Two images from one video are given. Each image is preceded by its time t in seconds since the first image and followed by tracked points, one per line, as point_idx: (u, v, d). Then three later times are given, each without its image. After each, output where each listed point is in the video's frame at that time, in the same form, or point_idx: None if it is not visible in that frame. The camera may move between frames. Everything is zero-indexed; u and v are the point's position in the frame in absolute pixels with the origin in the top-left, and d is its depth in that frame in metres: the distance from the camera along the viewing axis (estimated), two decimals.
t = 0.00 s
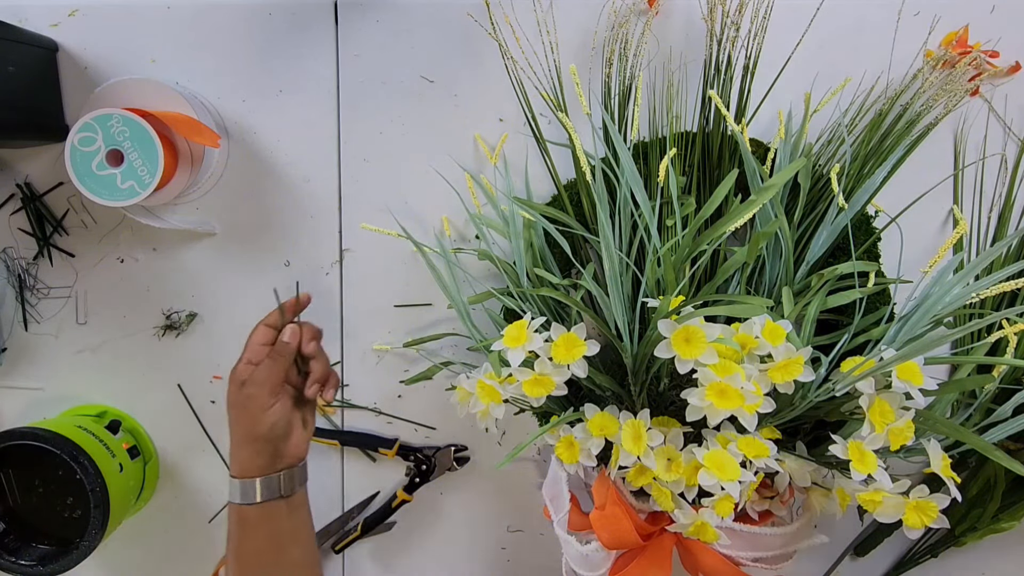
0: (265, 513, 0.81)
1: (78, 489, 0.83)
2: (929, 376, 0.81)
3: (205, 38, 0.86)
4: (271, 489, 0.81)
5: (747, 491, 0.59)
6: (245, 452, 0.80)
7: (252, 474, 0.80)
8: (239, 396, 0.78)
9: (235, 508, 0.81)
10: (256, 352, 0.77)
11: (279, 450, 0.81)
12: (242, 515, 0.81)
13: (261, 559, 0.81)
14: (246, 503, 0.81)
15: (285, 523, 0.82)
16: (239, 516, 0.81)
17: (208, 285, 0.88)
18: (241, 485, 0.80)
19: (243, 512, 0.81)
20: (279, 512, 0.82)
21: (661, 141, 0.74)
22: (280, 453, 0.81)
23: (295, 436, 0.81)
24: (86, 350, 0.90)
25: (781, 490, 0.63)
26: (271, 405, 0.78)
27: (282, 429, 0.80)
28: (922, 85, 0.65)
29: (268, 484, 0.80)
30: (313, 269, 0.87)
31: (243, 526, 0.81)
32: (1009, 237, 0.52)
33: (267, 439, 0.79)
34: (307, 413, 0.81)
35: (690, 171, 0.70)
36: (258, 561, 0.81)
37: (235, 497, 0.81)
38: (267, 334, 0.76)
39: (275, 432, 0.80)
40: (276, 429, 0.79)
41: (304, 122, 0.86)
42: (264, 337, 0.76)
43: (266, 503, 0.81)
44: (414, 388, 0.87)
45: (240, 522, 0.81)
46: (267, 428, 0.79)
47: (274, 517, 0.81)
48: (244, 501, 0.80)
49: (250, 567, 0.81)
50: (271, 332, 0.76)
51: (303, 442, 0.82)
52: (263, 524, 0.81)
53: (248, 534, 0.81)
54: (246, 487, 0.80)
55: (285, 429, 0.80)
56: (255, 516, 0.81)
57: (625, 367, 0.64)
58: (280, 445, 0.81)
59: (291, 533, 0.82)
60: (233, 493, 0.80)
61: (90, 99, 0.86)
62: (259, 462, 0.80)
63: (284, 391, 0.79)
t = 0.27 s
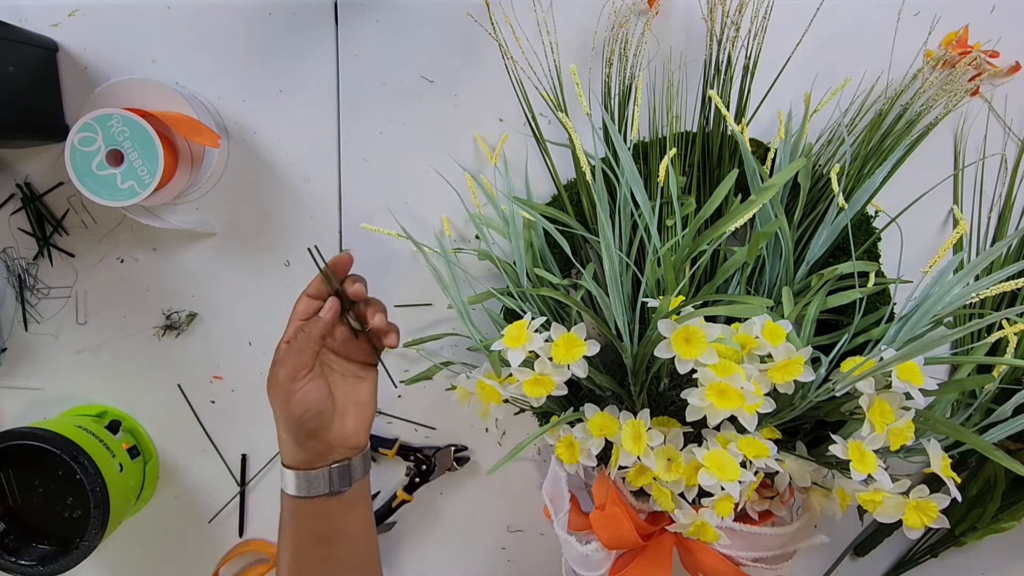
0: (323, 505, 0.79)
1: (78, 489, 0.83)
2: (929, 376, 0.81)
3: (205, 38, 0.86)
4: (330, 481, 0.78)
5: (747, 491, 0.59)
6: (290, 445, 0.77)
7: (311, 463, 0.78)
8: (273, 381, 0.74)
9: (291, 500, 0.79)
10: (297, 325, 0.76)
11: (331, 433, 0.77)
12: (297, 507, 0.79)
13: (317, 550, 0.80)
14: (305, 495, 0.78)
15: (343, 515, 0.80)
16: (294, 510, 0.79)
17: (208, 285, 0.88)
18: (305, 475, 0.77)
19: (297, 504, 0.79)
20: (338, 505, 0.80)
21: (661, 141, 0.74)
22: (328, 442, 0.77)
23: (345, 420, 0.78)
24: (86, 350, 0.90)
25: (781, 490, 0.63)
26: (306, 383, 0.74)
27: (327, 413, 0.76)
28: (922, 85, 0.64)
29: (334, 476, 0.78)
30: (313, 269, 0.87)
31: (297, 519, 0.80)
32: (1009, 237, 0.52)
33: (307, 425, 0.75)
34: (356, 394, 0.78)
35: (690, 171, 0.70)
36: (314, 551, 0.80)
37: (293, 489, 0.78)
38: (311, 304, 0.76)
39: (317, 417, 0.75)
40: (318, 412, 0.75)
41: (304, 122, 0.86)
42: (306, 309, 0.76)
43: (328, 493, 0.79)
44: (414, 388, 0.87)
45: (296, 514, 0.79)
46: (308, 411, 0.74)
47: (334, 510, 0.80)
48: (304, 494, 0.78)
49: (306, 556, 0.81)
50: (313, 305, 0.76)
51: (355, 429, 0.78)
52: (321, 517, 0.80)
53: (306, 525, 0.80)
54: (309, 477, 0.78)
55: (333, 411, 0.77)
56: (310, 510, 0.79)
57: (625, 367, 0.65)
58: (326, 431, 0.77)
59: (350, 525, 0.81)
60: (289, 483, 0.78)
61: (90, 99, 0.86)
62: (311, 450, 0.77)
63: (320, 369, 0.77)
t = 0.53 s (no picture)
0: (334, 507, 0.79)
1: (77, 489, 0.83)
2: (929, 376, 0.81)
3: (204, 38, 0.86)
4: (341, 482, 0.77)
5: (746, 492, 0.59)
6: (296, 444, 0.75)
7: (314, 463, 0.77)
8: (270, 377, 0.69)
9: (304, 501, 0.79)
10: (316, 320, 0.76)
11: (336, 433, 0.75)
12: (309, 508, 0.79)
13: (328, 551, 0.80)
14: (316, 497, 0.78)
15: (355, 517, 0.80)
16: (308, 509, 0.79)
17: (207, 285, 0.88)
18: (316, 476, 0.76)
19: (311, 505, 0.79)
20: (349, 506, 0.79)
21: (661, 141, 0.74)
22: (335, 444, 0.76)
23: (355, 421, 0.77)
24: (86, 350, 0.90)
25: (781, 490, 0.63)
26: (313, 379, 0.72)
27: (338, 412, 0.75)
28: (922, 85, 0.65)
29: (345, 479, 0.77)
30: (313, 269, 0.87)
31: (309, 519, 0.79)
32: (1009, 237, 0.52)
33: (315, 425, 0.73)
34: (369, 395, 0.77)
35: (690, 171, 0.70)
36: (325, 553, 0.80)
37: (304, 491, 0.77)
38: (334, 301, 0.76)
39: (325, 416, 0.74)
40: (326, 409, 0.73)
41: (304, 122, 0.86)
42: (326, 304, 0.76)
43: (338, 496, 0.78)
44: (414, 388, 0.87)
45: (309, 515, 0.79)
46: (314, 410, 0.72)
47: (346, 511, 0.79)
48: (318, 494, 0.77)
49: (317, 558, 0.80)
50: (338, 300, 0.76)
51: (365, 431, 0.77)
52: (333, 519, 0.79)
53: (318, 527, 0.79)
54: (321, 479, 0.77)
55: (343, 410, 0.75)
56: (323, 511, 0.79)
57: (625, 367, 0.65)
58: (334, 432, 0.75)
59: (361, 527, 0.80)
60: (300, 485, 0.77)
61: (90, 99, 0.86)
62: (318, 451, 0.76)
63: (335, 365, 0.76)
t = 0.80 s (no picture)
0: (339, 506, 0.78)
1: (77, 489, 0.83)
2: (929, 376, 0.81)
3: (205, 38, 0.86)
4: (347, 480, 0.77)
5: (746, 492, 0.59)
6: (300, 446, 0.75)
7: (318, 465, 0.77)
8: (271, 383, 0.70)
9: (309, 500, 0.78)
10: (322, 324, 0.76)
11: (336, 436, 0.75)
12: (315, 506, 0.78)
13: (332, 551, 0.79)
14: (321, 496, 0.77)
15: (359, 516, 0.80)
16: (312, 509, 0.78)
17: (208, 285, 0.88)
18: (321, 476, 0.76)
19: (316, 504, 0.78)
20: (354, 506, 0.79)
21: (662, 141, 0.74)
22: (339, 446, 0.76)
23: (360, 423, 0.77)
24: (86, 350, 0.90)
25: (781, 490, 0.63)
26: (314, 383, 0.72)
27: (342, 415, 0.75)
28: (922, 85, 0.65)
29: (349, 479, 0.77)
30: (313, 269, 0.87)
31: (314, 518, 0.79)
32: (1009, 238, 0.52)
33: (318, 428, 0.73)
34: (373, 397, 0.77)
35: (690, 171, 0.70)
36: (329, 552, 0.79)
37: (309, 490, 0.77)
38: (340, 304, 0.76)
39: (328, 420, 0.74)
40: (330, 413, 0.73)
41: (304, 122, 0.86)
42: (333, 307, 0.76)
43: (342, 496, 0.77)
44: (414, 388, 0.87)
45: (313, 514, 0.78)
46: (316, 414, 0.72)
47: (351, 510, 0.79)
48: (323, 494, 0.77)
49: (321, 558, 0.79)
50: (343, 302, 0.77)
51: (369, 433, 0.77)
52: (338, 518, 0.79)
53: (322, 526, 0.79)
54: (327, 478, 0.77)
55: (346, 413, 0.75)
56: (328, 510, 0.78)
57: (625, 367, 0.65)
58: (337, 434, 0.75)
59: (365, 527, 0.80)
60: (305, 484, 0.77)
61: (90, 99, 0.86)
62: (321, 453, 0.76)
63: (339, 368, 0.76)
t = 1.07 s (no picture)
0: (344, 510, 0.79)
1: (77, 489, 0.83)
2: (929, 376, 0.81)
3: (205, 38, 0.86)
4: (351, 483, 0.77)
5: (746, 492, 0.59)
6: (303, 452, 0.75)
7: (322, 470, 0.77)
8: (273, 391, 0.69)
9: (314, 503, 0.78)
10: (325, 329, 0.74)
11: (338, 442, 0.75)
12: (320, 510, 0.78)
13: (337, 553, 0.80)
14: (326, 501, 0.77)
15: (364, 519, 0.80)
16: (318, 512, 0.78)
17: (208, 285, 0.88)
18: (326, 480, 0.77)
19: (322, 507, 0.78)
20: (359, 509, 0.79)
21: (661, 141, 0.74)
22: (342, 452, 0.76)
23: (363, 428, 0.76)
24: (86, 350, 0.90)
25: (781, 490, 0.63)
26: (316, 391, 0.72)
27: (344, 421, 0.75)
28: (922, 85, 0.65)
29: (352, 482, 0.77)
30: (313, 269, 0.87)
31: (320, 521, 0.79)
32: (1009, 237, 0.52)
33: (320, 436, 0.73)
34: (377, 402, 0.77)
35: (690, 171, 0.70)
36: (334, 554, 0.80)
37: (314, 494, 0.77)
38: (344, 308, 0.75)
39: (331, 426, 0.73)
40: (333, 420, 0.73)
41: (304, 122, 0.86)
42: (336, 311, 0.74)
43: (345, 500, 0.78)
44: (414, 388, 0.87)
45: (319, 516, 0.79)
46: (319, 421, 0.72)
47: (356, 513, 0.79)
48: (327, 498, 0.77)
49: (325, 560, 0.79)
50: (347, 306, 0.75)
51: (372, 439, 0.77)
52: (344, 520, 0.79)
53: (327, 528, 0.79)
54: (331, 482, 0.77)
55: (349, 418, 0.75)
56: (333, 513, 0.79)
57: (625, 367, 0.65)
58: (339, 441, 0.75)
59: (369, 529, 0.81)
60: (310, 488, 0.77)
61: (90, 99, 0.86)
62: (325, 459, 0.76)
63: (343, 374, 0.75)
